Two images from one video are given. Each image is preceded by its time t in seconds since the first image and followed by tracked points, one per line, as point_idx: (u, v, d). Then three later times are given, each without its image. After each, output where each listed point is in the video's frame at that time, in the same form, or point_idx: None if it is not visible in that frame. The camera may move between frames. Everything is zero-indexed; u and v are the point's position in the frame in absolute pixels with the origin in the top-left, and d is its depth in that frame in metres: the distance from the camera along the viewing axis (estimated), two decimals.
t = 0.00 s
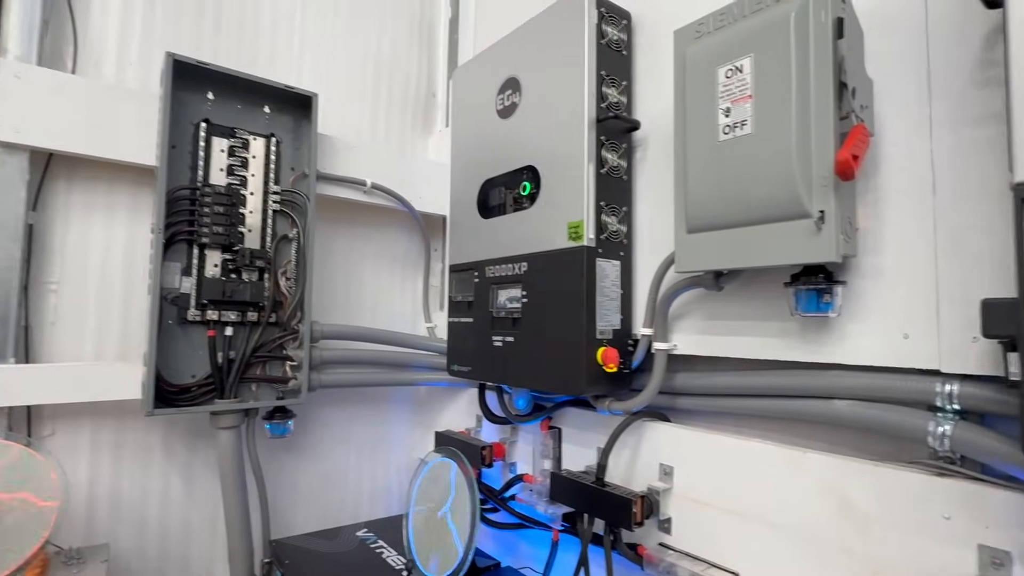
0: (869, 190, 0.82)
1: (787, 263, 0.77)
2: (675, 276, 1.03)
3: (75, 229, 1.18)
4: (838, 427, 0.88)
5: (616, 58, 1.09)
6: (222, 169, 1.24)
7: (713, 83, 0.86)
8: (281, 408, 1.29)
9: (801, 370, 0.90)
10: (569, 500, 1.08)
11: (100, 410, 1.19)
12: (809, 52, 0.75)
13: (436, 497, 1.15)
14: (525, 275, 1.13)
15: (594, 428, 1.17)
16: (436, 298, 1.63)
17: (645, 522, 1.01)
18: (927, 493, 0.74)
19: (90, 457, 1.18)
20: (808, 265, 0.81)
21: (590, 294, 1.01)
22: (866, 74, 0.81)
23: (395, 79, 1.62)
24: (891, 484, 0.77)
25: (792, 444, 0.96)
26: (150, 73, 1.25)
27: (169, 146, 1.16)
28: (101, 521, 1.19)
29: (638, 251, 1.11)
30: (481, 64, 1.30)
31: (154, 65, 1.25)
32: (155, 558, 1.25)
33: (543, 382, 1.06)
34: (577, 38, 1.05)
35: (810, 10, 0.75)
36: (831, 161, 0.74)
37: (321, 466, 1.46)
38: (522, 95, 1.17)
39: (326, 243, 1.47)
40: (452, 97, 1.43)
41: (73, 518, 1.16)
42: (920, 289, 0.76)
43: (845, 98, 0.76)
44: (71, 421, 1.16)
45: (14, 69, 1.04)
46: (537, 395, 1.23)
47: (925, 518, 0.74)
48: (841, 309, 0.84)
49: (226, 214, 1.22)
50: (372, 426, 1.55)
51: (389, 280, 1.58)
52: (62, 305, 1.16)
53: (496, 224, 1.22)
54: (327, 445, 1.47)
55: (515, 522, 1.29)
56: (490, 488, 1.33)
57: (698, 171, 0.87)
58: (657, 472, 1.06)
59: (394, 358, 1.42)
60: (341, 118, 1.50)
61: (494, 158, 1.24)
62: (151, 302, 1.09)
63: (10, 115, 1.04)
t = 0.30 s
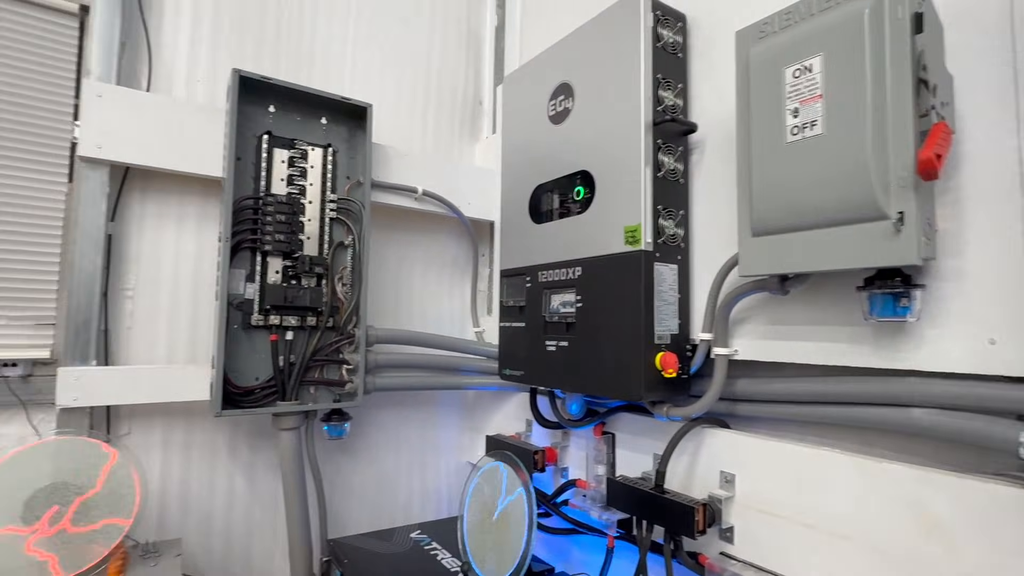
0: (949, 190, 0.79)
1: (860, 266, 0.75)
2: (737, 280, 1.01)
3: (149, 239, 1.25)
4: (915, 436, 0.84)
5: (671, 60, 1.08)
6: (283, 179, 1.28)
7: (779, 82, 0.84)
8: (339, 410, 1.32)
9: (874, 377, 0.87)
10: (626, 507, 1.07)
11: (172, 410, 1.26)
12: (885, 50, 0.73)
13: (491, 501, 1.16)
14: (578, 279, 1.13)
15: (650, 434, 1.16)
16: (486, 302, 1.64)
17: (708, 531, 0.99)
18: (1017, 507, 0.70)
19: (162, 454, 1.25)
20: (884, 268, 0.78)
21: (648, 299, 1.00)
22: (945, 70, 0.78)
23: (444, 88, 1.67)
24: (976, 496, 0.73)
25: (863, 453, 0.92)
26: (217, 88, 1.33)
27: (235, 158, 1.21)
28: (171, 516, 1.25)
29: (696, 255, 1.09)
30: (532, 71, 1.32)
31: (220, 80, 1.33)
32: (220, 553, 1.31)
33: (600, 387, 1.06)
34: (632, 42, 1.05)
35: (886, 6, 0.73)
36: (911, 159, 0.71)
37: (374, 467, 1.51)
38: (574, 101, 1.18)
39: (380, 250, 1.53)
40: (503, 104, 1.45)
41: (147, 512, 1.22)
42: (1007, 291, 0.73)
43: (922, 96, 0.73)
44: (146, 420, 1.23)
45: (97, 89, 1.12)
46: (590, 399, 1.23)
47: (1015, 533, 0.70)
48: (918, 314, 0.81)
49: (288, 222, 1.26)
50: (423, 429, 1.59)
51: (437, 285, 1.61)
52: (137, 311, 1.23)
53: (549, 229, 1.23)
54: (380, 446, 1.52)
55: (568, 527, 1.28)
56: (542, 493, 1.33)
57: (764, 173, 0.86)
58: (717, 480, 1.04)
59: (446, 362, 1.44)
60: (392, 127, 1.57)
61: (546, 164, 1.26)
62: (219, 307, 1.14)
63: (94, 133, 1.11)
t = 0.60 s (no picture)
0: (1006, 190, 0.76)
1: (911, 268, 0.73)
2: (778, 283, 1.00)
3: (194, 245, 1.30)
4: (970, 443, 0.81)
5: (708, 62, 1.08)
6: (320, 185, 1.31)
7: (825, 82, 0.83)
8: (374, 412, 1.34)
9: (925, 381, 0.85)
10: (665, 511, 1.05)
11: (214, 411, 1.30)
12: (938, 47, 0.71)
13: (525, 505, 1.15)
14: (614, 282, 1.13)
15: (687, 439, 1.15)
16: (516, 305, 1.66)
17: (750, 537, 0.97)
18: None
19: (206, 453, 1.29)
20: (936, 270, 0.75)
21: (686, 302, 0.99)
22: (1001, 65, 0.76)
23: (474, 94, 1.71)
24: None
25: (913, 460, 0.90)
26: (257, 96, 1.38)
27: (276, 165, 1.24)
28: (215, 513, 1.29)
29: (734, 257, 1.08)
30: (565, 74, 1.33)
31: (260, 88, 1.38)
32: (261, 551, 1.34)
33: (637, 391, 1.05)
34: (668, 44, 1.05)
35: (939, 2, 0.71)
36: (966, 159, 0.69)
37: (408, 469, 1.53)
38: (609, 103, 1.18)
39: (413, 254, 1.54)
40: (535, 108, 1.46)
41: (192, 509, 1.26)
42: None
43: (976, 94, 0.71)
44: (190, 420, 1.27)
45: (146, 100, 1.16)
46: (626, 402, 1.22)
47: None
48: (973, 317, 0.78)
49: (326, 227, 1.29)
50: (456, 431, 1.61)
51: (469, 288, 1.63)
52: (182, 314, 1.28)
53: (583, 232, 1.23)
54: (414, 448, 1.54)
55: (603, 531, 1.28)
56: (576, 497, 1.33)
57: (808, 174, 0.85)
58: (758, 485, 1.02)
59: (478, 365, 1.45)
60: (425, 133, 1.61)
61: (580, 167, 1.26)
62: (261, 310, 1.17)
63: (144, 142, 1.15)
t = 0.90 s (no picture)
0: None
1: (943, 272, 0.72)
2: (805, 287, 0.99)
3: (222, 251, 1.33)
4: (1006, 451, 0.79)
5: (732, 65, 1.07)
6: (344, 192, 1.33)
7: (853, 84, 0.82)
8: (397, 415, 1.35)
9: (958, 387, 0.83)
10: (689, 517, 1.04)
11: (242, 413, 1.33)
12: (971, 48, 0.70)
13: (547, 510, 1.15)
14: (637, 287, 1.13)
15: (711, 444, 1.14)
16: (536, 309, 1.66)
17: (777, 545, 0.95)
18: None
19: (234, 456, 1.32)
20: (971, 274, 0.74)
21: (711, 307, 0.99)
22: None
23: (494, 100, 1.73)
24: None
25: (946, 467, 0.88)
26: (282, 105, 1.42)
27: (301, 172, 1.27)
28: (242, 514, 1.32)
29: (759, 261, 1.07)
30: (586, 79, 1.34)
31: (285, 97, 1.42)
32: (286, 552, 1.37)
33: (661, 395, 1.05)
34: (691, 48, 1.05)
35: (971, 2, 0.70)
36: (1001, 160, 0.67)
37: (430, 472, 1.54)
38: (631, 108, 1.19)
39: (434, 259, 1.56)
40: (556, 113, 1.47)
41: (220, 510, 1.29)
42: None
43: (1011, 94, 0.70)
44: (218, 422, 1.30)
45: (177, 110, 1.19)
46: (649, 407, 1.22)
47: None
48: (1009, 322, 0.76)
49: (350, 233, 1.30)
50: (476, 435, 1.62)
51: (489, 293, 1.64)
52: (211, 318, 1.31)
53: (605, 237, 1.24)
54: (435, 452, 1.55)
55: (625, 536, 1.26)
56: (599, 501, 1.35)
57: (836, 178, 0.84)
58: (785, 492, 1.00)
59: (500, 369, 1.46)
60: (445, 139, 1.63)
61: (602, 172, 1.26)
62: (288, 315, 1.19)
63: (175, 151, 1.18)
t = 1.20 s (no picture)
0: None
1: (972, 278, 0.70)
2: (827, 293, 0.98)
3: (243, 259, 1.35)
4: None
5: (751, 69, 1.07)
6: (362, 199, 1.34)
7: (876, 89, 0.81)
8: (415, 421, 1.36)
9: (988, 396, 0.81)
10: (710, 526, 1.02)
11: (262, 417, 1.35)
12: (999, 51, 0.68)
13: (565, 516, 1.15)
14: (655, 293, 1.12)
15: (731, 451, 1.13)
16: (552, 315, 1.67)
17: (800, 555, 0.93)
18: None
19: (254, 460, 1.34)
20: (1001, 281, 0.72)
21: (731, 313, 0.98)
22: None
23: (510, 106, 1.74)
24: None
25: (975, 478, 0.86)
26: (302, 113, 1.44)
27: (321, 180, 1.28)
28: (262, 517, 1.34)
29: (779, 267, 1.06)
30: (602, 85, 1.34)
31: (305, 106, 1.44)
32: (305, 556, 1.38)
33: (680, 402, 1.04)
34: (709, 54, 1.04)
35: (1000, 5, 0.68)
36: None
37: (446, 477, 1.55)
38: (648, 113, 1.18)
39: (451, 265, 1.57)
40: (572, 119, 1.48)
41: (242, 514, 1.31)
42: None
43: None
44: (240, 427, 1.32)
45: (201, 121, 1.21)
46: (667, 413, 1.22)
47: None
48: None
49: (368, 239, 1.32)
50: (493, 440, 1.63)
51: (505, 298, 1.65)
52: (232, 324, 1.33)
53: (622, 243, 1.23)
54: (452, 457, 1.56)
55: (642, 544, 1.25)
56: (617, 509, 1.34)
57: (859, 183, 0.82)
58: (808, 501, 0.98)
59: (517, 375, 1.46)
60: (462, 145, 1.65)
61: (619, 177, 1.26)
62: (308, 321, 1.20)
63: (198, 161, 1.20)
